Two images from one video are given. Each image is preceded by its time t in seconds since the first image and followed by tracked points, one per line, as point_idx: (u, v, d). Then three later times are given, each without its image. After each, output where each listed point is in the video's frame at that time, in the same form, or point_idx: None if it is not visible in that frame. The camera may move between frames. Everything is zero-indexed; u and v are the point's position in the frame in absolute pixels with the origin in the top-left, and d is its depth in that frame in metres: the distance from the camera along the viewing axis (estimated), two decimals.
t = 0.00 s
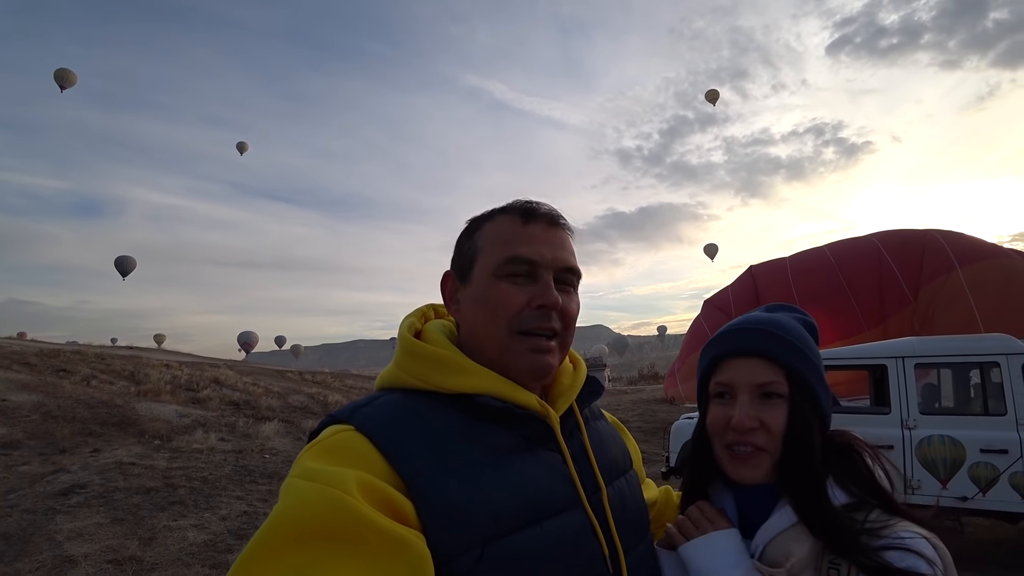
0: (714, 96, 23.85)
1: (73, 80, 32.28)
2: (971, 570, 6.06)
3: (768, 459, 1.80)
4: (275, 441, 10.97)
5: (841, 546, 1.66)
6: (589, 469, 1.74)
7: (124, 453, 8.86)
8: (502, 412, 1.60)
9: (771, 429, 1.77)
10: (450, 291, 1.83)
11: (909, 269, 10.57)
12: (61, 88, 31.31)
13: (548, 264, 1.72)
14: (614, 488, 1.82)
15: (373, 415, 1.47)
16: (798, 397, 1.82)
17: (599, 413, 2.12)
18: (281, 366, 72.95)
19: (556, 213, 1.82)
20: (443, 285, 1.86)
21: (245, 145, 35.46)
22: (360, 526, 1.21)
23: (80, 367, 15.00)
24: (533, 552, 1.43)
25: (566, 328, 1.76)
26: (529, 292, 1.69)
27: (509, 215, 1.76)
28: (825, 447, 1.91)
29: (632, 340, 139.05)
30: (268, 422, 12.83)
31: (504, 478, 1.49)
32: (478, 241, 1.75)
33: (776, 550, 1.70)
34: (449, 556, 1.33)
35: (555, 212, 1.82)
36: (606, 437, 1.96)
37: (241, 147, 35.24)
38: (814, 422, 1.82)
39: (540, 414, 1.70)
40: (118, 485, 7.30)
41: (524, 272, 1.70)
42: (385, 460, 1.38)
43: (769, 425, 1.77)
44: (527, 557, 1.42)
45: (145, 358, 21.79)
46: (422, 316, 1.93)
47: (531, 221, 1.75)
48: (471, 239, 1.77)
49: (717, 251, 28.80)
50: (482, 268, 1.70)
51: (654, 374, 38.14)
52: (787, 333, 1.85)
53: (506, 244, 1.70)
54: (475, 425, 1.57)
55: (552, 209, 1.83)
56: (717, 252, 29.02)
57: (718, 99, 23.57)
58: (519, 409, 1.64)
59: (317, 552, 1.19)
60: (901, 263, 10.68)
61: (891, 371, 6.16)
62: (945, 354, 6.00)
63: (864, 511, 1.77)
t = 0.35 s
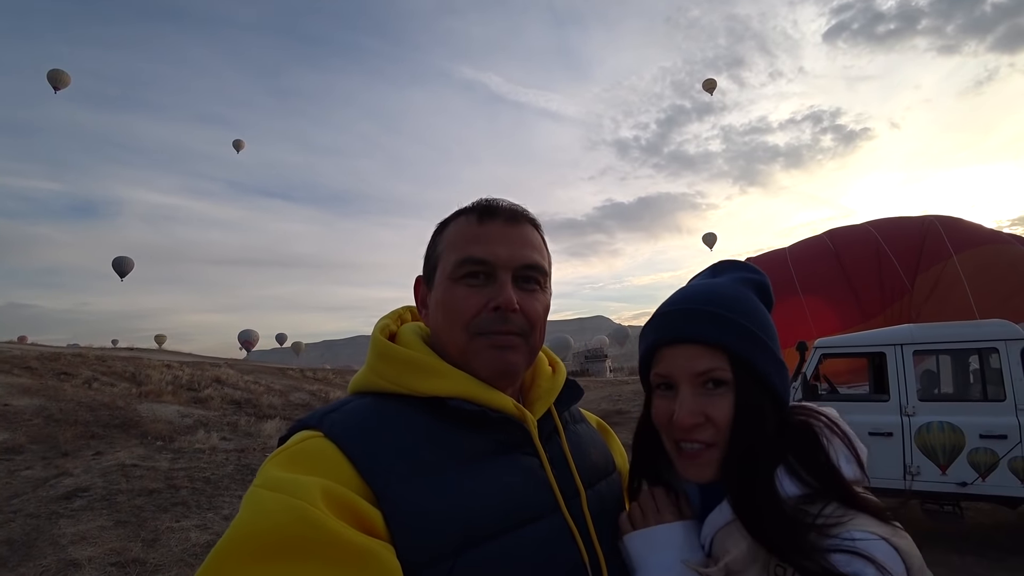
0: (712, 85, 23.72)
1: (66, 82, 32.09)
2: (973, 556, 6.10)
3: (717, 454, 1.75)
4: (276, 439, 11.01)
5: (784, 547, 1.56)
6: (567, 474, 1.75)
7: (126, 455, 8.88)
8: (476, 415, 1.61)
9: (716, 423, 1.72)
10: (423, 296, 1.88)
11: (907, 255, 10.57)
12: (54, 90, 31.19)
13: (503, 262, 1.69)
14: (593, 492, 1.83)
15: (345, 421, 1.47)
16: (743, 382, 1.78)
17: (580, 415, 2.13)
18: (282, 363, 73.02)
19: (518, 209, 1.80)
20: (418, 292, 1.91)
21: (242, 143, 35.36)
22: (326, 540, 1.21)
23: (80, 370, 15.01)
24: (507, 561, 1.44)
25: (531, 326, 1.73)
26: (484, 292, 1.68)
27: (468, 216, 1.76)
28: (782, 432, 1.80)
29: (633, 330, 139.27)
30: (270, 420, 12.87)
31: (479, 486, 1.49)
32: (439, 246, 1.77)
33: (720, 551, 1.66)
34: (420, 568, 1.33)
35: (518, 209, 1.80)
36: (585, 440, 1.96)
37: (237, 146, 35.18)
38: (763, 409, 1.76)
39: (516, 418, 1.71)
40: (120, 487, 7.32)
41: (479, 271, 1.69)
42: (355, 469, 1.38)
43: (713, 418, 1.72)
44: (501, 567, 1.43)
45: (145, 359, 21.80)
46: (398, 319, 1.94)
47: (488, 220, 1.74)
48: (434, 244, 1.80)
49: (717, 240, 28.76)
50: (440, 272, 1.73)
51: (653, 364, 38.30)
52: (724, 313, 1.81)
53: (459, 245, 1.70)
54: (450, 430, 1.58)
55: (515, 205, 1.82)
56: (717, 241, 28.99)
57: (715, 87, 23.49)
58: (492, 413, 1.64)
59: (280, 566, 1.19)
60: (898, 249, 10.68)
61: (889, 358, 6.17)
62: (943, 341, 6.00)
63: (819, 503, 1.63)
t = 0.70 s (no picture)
0: (680, 56, 23.66)
1: None
2: (915, 506, 6.51)
3: (685, 429, 1.82)
4: (246, 420, 10.91)
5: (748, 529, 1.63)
6: (539, 444, 1.81)
7: (91, 443, 8.68)
8: (453, 388, 1.65)
9: (685, 398, 1.79)
10: (398, 269, 1.88)
11: (861, 226, 10.94)
12: None
13: (483, 237, 1.71)
14: (564, 461, 1.90)
15: (322, 395, 1.49)
16: (711, 360, 1.84)
17: (550, 387, 2.19)
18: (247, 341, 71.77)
19: (496, 183, 1.81)
20: (393, 264, 1.91)
21: (196, 114, 33.96)
22: (308, 512, 1.24)
23: (35, 357, 14.49)
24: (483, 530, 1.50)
25: (507, 300, 1.76)
26: (464, 266, 1.70)
27: (446, 189, 1.77)
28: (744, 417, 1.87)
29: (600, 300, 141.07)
30: (238, 400, 12.72)
31: (455, 458, 1.53)
32: (416, 218, 1.77)
33: (684, 530, 1.72)
34: (398, 539, 1.37)
35: (495, 182, 1.81)
36: (556, 411, 2.03)
37: (192, 118, 33.78)
38: (730, 387, 1.83)
39: (490, 389, 1.76)
40: (86, 475, 7.17)
41: (458, 245, 1.71)
42: (333, 443, 1.41)
43: (683, 394, 1.79)
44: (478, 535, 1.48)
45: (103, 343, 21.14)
46: (371, 291, 1.93)
47: (467, 193, 1.74)
48: (411, 216, 1.79)
49: (682, 211, 29.11)
50: (419, 244, 1.73)
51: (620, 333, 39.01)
52: (695, 291, 1.86)
53: (438, 219, 1.71)
54: (425, 403, 1.61)
55: (493, 179, 1.82)
56: (681, 212, 29.43)
57: (681, 59, 23.49)
58: (469, 385, 1.69)
59: (265, 538, 1.22)
60: (853, 220, 11.05)
61: (844, 324, 6.45)
62: (894, 307, 6.28)
63: (779, 485, 1.71)
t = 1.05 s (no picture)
0: (647, 54, 23.91)
1: None
2: (854, 490, 6.86)
3: (674, 410, 1.88)
4: (198, 406, 10.59)
5: (749, 484, 1.74)
6: (514, 426, 1.83)
7: (30, 431, 8.27)
8: (431, 369, 1.65)
9: (672, 381, 1.85)
10: (378, 248, 1.85)
11: (811, 227, 11.36)
12: None
13: (470, 219, 1.71)
14: (538, 442, 1.92)
15: (300, 373, 1.48)
16: (694, 346, 1.90)
17: (525, 370, 2.20)
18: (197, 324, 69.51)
19: (478, 166, 1.81)
20: (371, 244, 1.86)
21: (145, 85, 32.42)
22: (294, 489, 1.25)
23: None
24: (461, 507, 1.52)
25: (491, 280, 1.77)
26: (452, 244, 1.69)
27: (431, 169, 1.75)
28: (734, 396, 2.02)
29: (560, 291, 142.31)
30: (189, 386, 12.32)
31: (433, 437, 1.55)
32: (401, 198, 1.74)
33: (691, 491, 1.81)
34: (378, 516, 1.39)
35: (478, 165, 1.81)
36: (530, 393, 2.04)
37: (141, 91, 32.24)
38: (714, 371, 1.90)
39: (467, 372, 1.77)
40: (26, 465, 6.84)
41: (445, 224, 1.70)
42: (314, 422, 1.41)
43: (671, 377, 1.85)
44: (456, 512, 1.51)
45: (42, 326, 20.08)
46: (349, 272, 1.90)
47: (454, 175, 1.74)
48: (395, 196, 1.77)
49: (643, 205, 29.56)
50: (405, 223, 1.71)
51: (579, 323, 39.52)
52: (676, 280, 1.91)
53: (426, 198, 1.70)
54: (402, 383, 1.61)
55: (475, 162, 1.82)
56: (642, 206, 29.88)
57: (647, 56, 23.72)
58: (447, 367, 1.70)
59: (250, 513, 1.22)
60: (803, 220, 11.45)
61: (794, 319, 6.68)
62: (841, 304, 6.54)
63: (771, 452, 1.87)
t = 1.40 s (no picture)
0: (624, 50, 23.99)
1: None
2: (820, 481, 7.05)
3: (652, 391, 1.89)
4: (165, 401, 10.34)
5: (736, 459, 1.79)
6: (489, 423, 1.82)
7: None
8: (406, 368, 1.63)
9: (651, 363, 1.87)
10: (361, 238, 1.72)
11: (780, 224, 11.59)
12: None
13: (477, 224, 1.75)
14: (513, 440, 1.92)
15: (271, 371, 1.45)
16: (671, 330, 1.92)
17: (502, 367, 2.19)
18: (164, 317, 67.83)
19: (475, 168, 1.83)
20: (352, 232, 1.72)
21: (109, 68, 31.33)
22: (263, 489, 1.22)
23: None
24: (433, 506, 1.51)
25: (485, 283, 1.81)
26: (462, 249, 1.70)
27: (438, 166, 1.73)
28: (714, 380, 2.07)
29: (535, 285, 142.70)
30: (156, 380, 12.02)
31: (405, 435, 1.54)
32: (407, 190, 1.67)
33: (682, 470, 1.79)
34: (349, 516, 1.37)
35: (475, 168, 1.83)
36: (506, 390, 2.04)
37: (104, 74, 31.17)
38: (692, 354, 1.93)
39: (443, 370, 1.76)
40: None
41: (456, 229, 1.70)
42: (285, 420, 1.39)
43: (648, 358, 1.87)
44: (428, 511, 1.50)
45: None
46: (325, 268, 1.87)
47: (460, 178, 1.74)
48: (397, 186, 1.69)
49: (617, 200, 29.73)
50: (416, 221, 1.65)
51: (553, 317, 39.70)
52: (671, 275, 1.95)
53: (440, 198, 1.67)
54: (377, 382, 1.60)
55: (472, 164, 1.83)
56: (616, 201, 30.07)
57: (624, 52, 23.78)
58: (423, 365, 1.69)
59: (219, 515, 1.20)
60: (773, 218, 11.68)
61: (764, 314, 6.79)
62: (809, 300, 6.68)
63: (752, 429, 1.93)
